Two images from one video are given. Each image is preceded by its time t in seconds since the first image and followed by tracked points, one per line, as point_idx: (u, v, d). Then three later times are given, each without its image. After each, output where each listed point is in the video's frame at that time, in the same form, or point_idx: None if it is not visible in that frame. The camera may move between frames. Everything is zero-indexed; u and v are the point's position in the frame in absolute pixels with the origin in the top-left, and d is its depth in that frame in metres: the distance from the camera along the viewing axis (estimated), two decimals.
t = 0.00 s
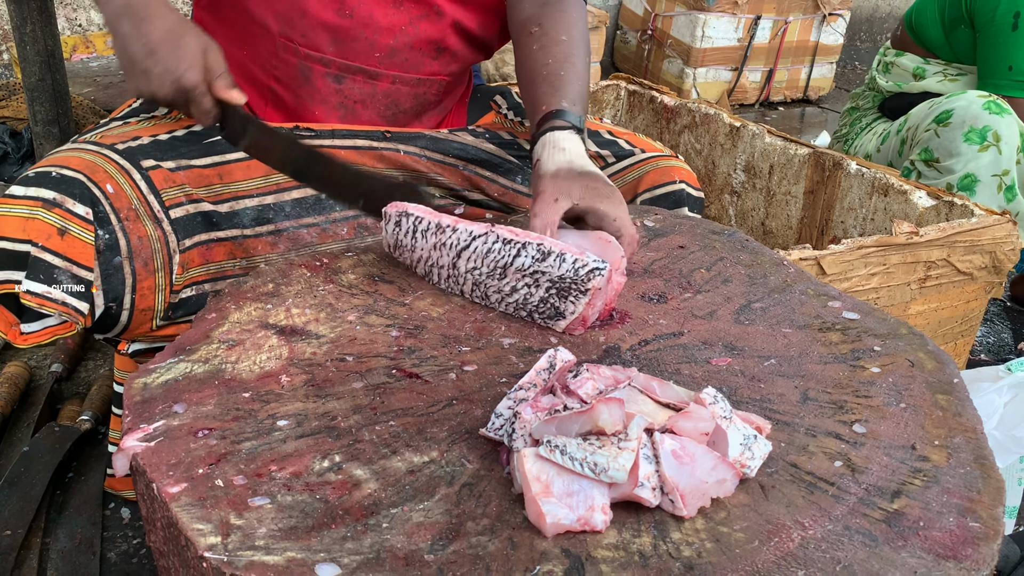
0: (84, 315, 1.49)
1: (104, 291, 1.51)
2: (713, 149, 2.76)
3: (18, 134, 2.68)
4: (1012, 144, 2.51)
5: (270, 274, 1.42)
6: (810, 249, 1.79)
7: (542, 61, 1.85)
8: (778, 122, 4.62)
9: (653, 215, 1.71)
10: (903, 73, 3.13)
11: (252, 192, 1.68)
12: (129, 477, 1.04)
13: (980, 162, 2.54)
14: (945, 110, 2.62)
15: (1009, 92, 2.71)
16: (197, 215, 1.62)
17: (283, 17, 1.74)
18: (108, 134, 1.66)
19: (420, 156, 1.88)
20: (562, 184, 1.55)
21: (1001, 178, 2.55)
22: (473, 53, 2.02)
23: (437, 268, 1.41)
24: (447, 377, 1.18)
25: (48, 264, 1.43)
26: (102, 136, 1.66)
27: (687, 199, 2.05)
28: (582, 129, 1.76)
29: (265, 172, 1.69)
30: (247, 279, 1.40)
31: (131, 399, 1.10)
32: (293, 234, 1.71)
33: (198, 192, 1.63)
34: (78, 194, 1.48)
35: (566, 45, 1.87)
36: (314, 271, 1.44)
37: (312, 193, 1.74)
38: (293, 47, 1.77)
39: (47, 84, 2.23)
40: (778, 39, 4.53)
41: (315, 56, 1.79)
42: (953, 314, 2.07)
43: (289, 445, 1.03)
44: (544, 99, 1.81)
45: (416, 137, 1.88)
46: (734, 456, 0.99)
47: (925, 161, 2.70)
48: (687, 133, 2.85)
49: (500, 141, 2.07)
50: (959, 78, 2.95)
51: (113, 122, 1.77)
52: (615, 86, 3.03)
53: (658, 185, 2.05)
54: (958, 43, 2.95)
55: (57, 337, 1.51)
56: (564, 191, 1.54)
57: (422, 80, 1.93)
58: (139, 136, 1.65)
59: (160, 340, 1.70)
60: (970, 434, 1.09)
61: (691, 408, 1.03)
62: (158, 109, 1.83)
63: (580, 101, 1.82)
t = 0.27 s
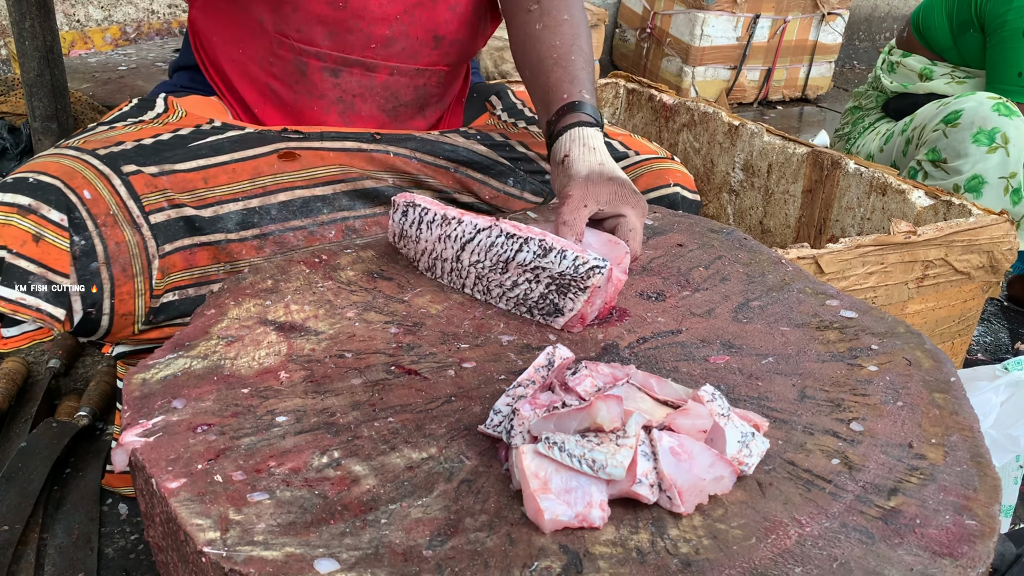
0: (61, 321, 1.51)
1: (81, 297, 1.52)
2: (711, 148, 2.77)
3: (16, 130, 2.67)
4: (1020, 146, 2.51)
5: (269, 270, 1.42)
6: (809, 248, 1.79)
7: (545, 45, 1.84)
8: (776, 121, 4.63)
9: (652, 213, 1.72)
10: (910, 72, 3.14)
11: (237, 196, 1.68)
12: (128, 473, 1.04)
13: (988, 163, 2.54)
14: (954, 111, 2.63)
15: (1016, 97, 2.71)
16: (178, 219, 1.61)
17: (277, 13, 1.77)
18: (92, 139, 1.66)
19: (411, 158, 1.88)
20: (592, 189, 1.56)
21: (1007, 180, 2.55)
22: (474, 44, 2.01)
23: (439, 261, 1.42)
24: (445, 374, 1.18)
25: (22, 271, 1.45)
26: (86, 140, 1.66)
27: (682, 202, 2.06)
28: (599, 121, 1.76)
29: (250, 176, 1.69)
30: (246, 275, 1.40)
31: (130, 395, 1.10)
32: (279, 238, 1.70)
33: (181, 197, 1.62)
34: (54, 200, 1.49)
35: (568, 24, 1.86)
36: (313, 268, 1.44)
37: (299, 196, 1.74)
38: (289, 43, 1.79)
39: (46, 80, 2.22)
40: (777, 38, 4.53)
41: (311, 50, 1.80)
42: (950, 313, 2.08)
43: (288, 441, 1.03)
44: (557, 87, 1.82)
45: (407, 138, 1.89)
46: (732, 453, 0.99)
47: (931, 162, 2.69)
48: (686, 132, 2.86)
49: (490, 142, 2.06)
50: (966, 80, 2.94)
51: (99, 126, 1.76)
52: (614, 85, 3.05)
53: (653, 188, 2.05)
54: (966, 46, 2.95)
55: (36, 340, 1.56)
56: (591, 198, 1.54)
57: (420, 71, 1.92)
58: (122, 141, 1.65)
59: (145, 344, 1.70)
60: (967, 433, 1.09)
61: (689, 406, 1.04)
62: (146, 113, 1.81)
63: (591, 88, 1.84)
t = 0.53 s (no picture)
0: (78, 333, 1.49)
1: (98, 308, 1.50)
2: (711, 142, 2.77)
3: (14, 124, 2.66)
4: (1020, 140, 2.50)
5: (269, 264, 1.41)
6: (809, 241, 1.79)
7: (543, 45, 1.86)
8: (775, 115, 4.63)
9: (653, 206, 1.71)
10: (908, 67, 3.12)
11: (251, 199, 1.66)
12: (131, 466, 1.04)
13: (987, 158, 2.54)
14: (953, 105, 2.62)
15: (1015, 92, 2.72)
16: (193, 227, 1.59)
17: (283, 25, 1.74)
18: (105, 144, 1.63)
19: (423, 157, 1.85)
20: (593, 182, 1.53)
21: (1007, 175, 2.56)
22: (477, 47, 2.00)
23: (431, 218, 1.40)
24: (447, 367, 1.18)
25: (39, 283, 1.43)
26: (99, 146, 1.64)
27: (693, 200, 2.06)
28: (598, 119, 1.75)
29: (263, 179, 1.69)
30: (247, 269, 1.39)
31: (132, 388, 1.10)
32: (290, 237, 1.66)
33: (195, 202, 1.60)
34: (72, 211, 1.46)
35: (565, 25, 1.89)
36: (314, 262, 1.43)
37: (314, 198, 1.71)
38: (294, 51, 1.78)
39: (44, 74, 2.21)
40: (775, 32, 4.53)
41: (318, 60, 1.79)
42: (950, 306, 2.08)
43: (290, 434, 1.03)
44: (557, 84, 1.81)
45: (418, 138, 1.85)
46: (735, 446, 0.99)
47: (930, 156, 2.69)
48: (686, 126, 2.85)
49: (503, 139, 2.04)
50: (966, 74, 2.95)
51: (109, 130, 1.74)
52: (613, 79, 3.05)
53: (665, 186, 2.04)
54: (965, 41, 2.96)
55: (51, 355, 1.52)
56: (593, 190, 1.51)
57: (426, 77, 1.92)
58: (136, 146, 1.63)
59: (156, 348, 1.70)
60: (969, 424, 1.09)
61: (692, 398, 1.03)
62: (153, 117, 1.81)
63: (589, 86, 1.82)
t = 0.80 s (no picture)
0: (59, 321, 1.49)
1: (80, 296, 1.51)
2: (709, 132, 2.76)
3: (12, 120, 2.66)
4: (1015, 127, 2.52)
5: (268, 257, 1.41)
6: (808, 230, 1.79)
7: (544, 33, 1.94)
8: (773, 106, 4.62)
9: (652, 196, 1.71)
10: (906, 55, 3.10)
11: (239, 186, 1.66)
12: (131, 459, 1.04)
13: (984, 145, 2.54)
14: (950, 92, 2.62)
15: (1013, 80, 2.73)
16: (177, 216, 1.61)
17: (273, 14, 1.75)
18: (88, 134, 1.64)
19: (414, 148, 1.87)
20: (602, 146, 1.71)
21: (1004, 162, 2.56)
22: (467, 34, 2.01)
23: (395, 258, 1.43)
24: (447, 358, 1.18)
25: (20, 271, 1.42)
26: (82, 136, 1.64)
27: (690, 191, 2.06)
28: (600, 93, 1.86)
29: (254, 167, 1.68)
30: (245, 262, 1.39)
31: (132, 381, 1.10)
32: (283, 229, 1.68)
33: (180, 191, 1.61)
34: (51, 199, 1.46)
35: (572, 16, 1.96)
36: (313, 255, 1.44)
37: (303, 186, 1.71)
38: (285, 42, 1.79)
39: (40, 69, 2.21)
40: (773, 22, 4.52)
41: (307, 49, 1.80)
42: (950, 294, 2.08)
43: (290, 425, 1.03)
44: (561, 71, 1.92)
45: (410, 128, 1.88)
46: (734, 433, 0.99)
47: (928, 144, 2.68)
48: (684, 117, 2.85)
49: (495, 130, 2.03)
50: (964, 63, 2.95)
51: (98, 120, 1.74)
52: (610, 71, 3.04)
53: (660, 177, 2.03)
54: (962, 29, 2.93)
55: (32, 340, 1.53)
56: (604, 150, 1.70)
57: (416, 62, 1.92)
58: (121, 135, 1.63)
59: (144, 339, 1.70)
60: (968, 410, 1.10)
61: (691, 386, 1.03)
62: (144, 108, 1.79)
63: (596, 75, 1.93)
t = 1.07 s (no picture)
0: (75, 316, 1.49)
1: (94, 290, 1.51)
2: (716, 125, 2.76)
3: (20, 120, 2.67)
4: None
5: (278, 254, 1.42)
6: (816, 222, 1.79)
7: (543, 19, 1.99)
8: (779, 99, 4.61)
9: (659, 190, 1.71)
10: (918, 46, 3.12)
11: (253, 181, 1.68)
12: (146, 455, 1.05)
13: (995, 136, 2.53)
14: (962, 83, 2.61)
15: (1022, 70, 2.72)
16: (190, 211, 1.61)
17: (265, 10, 1.74)
18: (100, 134, 1.65)
19: (421, 148, 1.88)
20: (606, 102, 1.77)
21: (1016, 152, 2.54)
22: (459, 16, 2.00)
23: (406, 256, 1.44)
24: (457, 353, 1.19)
25: (36, 265, 1.43)
26: (95, 135, 1.65)
27: (698, 178, 2.04)
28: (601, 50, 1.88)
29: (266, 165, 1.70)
30: (256, 260, 1.40)
31: (146, 378, 1.11)
32: (292, 225, 1.71)
33: (194, 185, 1.62)
34: (66, 194, 1.48)
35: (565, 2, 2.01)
36: (323, 252, 1.44)
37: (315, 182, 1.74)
38: (281, 39, 1.78)
39: (49, 70, 2.21)
40: (777, 15, 4.50)
41: (303, 44, 1.79)
42: (958, 285, 2.08)
43: (303, 421, 1.04)
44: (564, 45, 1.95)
45: (417, 129, 1.89)
46: (745, 425, 0.99)
47: (938, 135, 2.68)
48: (690, 110, 2.85)
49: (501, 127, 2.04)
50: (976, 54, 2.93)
51: (106, 121, 1.75)
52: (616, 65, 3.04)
53: (667, 166, 2.03)
54: (976, 21, 2.93)
55: (50, 338, 1.53)
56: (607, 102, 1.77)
57: (413, 50, 1.91)
58: (132, 135, 1.65)
59: (160, 333, 1.69)
60: (978, 400, 1.10)
61: (702, 378, 1.04)
62: (151, 109, 1.81)
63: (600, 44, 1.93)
